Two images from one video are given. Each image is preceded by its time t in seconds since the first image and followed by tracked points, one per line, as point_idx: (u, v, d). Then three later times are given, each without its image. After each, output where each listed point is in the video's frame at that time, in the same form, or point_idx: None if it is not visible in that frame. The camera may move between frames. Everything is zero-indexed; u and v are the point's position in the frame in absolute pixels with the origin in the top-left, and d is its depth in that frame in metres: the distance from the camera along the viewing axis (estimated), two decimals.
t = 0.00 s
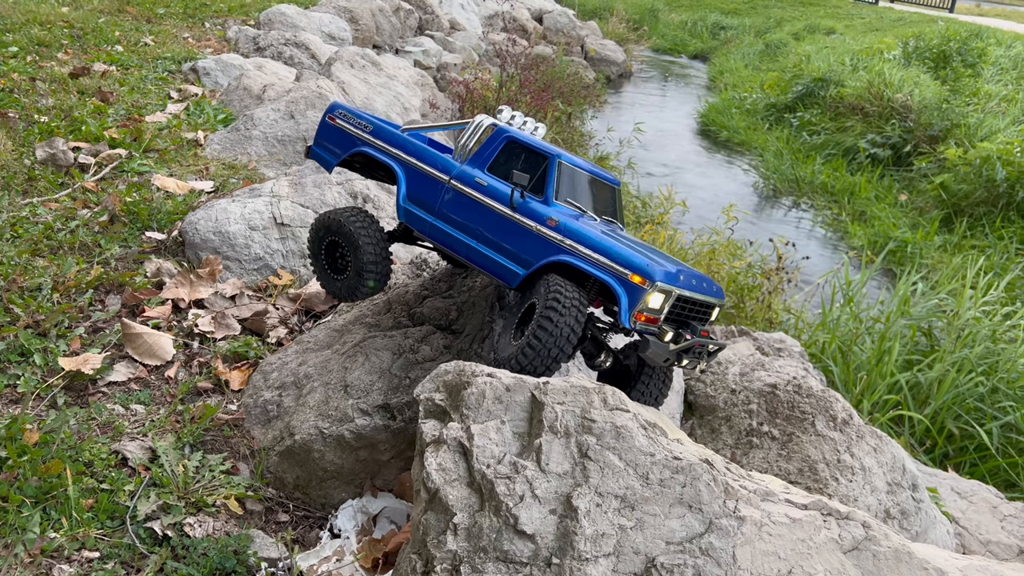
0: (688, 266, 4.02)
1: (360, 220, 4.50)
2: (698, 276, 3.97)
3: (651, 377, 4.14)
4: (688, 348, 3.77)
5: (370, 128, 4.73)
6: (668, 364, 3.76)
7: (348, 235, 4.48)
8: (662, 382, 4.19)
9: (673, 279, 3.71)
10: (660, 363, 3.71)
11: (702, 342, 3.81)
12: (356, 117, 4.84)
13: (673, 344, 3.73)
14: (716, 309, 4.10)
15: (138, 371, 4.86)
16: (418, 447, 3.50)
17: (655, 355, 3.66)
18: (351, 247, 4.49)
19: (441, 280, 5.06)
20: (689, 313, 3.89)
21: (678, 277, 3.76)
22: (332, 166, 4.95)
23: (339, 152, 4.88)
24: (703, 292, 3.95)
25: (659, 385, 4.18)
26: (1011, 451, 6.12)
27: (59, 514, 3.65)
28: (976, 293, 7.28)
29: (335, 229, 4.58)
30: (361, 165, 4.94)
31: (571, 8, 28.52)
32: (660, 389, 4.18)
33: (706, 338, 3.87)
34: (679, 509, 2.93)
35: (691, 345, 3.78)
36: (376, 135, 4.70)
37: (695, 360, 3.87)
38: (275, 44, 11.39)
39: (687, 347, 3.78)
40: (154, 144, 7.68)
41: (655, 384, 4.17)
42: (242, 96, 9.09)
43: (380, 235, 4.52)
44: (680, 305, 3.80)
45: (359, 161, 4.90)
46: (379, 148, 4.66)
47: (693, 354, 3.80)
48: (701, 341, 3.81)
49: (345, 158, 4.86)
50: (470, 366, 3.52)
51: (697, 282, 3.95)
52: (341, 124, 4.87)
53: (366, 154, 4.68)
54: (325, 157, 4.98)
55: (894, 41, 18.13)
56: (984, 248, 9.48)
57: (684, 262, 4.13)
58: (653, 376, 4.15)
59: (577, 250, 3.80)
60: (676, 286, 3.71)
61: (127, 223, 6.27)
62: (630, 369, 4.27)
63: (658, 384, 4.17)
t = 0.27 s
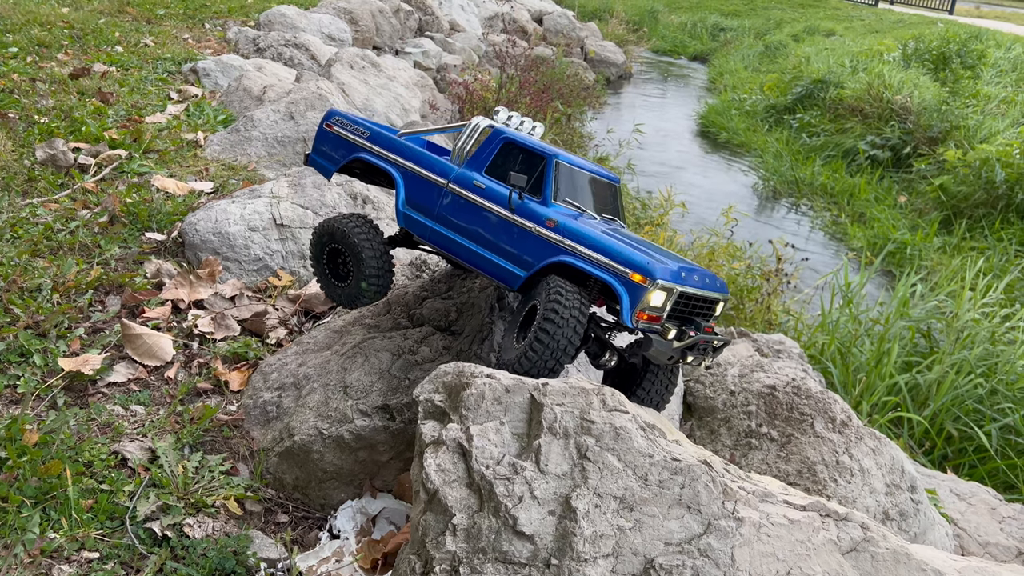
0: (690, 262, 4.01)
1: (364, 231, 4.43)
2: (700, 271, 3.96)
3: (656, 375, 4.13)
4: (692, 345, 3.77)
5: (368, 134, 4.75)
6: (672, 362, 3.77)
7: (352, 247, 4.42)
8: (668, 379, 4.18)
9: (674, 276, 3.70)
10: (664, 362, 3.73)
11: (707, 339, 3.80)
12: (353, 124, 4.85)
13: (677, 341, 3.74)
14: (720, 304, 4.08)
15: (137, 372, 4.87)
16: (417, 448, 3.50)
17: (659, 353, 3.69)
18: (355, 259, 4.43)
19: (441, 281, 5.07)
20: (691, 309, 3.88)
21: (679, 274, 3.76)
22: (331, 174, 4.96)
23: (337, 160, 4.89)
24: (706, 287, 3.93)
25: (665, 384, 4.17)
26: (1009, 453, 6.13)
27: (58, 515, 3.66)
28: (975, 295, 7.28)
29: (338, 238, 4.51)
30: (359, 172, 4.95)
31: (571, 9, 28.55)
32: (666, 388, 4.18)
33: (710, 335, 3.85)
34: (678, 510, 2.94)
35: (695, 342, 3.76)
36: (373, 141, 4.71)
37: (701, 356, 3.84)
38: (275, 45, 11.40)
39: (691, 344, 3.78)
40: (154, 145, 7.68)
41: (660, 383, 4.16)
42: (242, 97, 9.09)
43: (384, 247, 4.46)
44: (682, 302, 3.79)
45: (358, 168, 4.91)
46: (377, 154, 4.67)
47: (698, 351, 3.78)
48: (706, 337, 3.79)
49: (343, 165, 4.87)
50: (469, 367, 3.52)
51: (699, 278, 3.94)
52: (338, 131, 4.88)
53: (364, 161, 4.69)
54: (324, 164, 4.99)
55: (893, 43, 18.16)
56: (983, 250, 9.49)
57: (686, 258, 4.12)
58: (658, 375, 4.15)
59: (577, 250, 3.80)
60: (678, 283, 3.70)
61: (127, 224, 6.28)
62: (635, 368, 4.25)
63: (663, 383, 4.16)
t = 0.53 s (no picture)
0: (694, 257, 3.99)
1: (370, 245, 4.39)
2: (705, 266, 3.93)
3: (663, 378, 4.11)
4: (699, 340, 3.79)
5: (366, 141, 4.74)
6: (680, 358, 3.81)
7: (358, 261, 4.38)
8: (677, 378, 4.15)
9: (678, 272, 3.68)
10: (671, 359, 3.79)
11: (714, 334, 3.84)
12: (351, 132, 4.85)
13: (683, 338, 3.74)
14: (727, 298, 4.06)
15: (138, 373, 4.86)
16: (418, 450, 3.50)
17: (666, 351, 3.72)
18: (360, 272, 4.40)
19: (442, 283, 5.08)
20: (697, 304, 3.86)
21: (683, 270, 3.73)
22: (331, 183, 4.97)
23: (336, 169, 4.90)
24: (711, 282, 3.91)
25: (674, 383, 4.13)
26: (1010, 455, 6.13)
27: (60, 516, 3.66)
28: (975, 296, 7.28)
29: (343, 250, 4.47)
30: (359, 180, 4.95)
31: (571, 10, 28.56)
32: (675, 387, 4.14)
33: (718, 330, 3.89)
34: (680, 513, 2.94)
35: (703, 338, 3.79)
36: (372, 148, 4.71)
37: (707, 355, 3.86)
38: (276, 46, 11.40)
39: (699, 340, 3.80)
40: (155, 146, 7.69)
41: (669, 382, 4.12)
42: (243, 98, 9.10)
43: (389, 260, 4.43)
44: (687, 298, 3.77)
45: (357, 176, 4.91)
46: (376, 161, 4.67)
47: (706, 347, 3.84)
48: (712, 332, 3.83)
49: (343, 173, 4.88)
50: (471, 369, 3.52)
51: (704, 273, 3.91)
52: (336, 139, 4.89)
53: (363, 169, 4.69)
54: (323, 173, 4.99)
55: (893, 45, 18.15)
56: (983, 251, 9.49)
57: (690, 253, 4.10)
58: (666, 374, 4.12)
59: (579, 251, 3.79)
60: (681, 279, 3.68)
61: (128, 226, 6.28)
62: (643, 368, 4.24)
63: (672, 382, 4.12)
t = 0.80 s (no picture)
0: (700, 254, 3.97)
1: (377, 254, 4.35)
2: (710, 263, 3.92)
3: (671, 380, 4.04)
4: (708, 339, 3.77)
5: (368, 146, 4.74)
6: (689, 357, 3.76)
7: (364, 271, 4.35)
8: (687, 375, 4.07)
9: (684, 270, 3.66)
10: (680, 358, 3.74)
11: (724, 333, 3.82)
12: (352, 137, 4.85)
13: (692, 337, 3.70)
14: (734, 294, 4.04)
15: (140, 374, 4.86)
16: (421, 451, 3.50)
17: (675, 351, 3.68)
18: (366, 281, 4.37)
19: (444, 284, 5.09)
20: (704, 301, 3.85)
21: (690, 268, 3.72)
22: (333, 188, 4.97)
23: (338, 175, 4.90)
24: (717, 279, 3.90)
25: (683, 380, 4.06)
26: (1012, 457, 6.12)
27: (62, 518, 3.66)
28: (977, 298, 7.28)
29: (350, 257, 4.43)
30: (362, 185, 4.95)
31: (572, 11, 28.56)
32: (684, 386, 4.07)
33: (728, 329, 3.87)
34: (683, 515, 2.94)
35: (712, 336, 3.75)
36: (373, 153, 4.71)
37: (717, 351, 3.86)
38: (277, 47, 11.40)
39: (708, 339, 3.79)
40: (157, 147, 7.69)
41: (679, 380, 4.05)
42: (244, 99, 9.10)
43: (396, 270, 4.41)
44: (694, 296, 3.76)
45: (359, 181, 4.92)
46: (378, 166, 4.67)
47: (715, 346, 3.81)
48: (722, 331, 3.80)
49: (345, 179, 4.88)
50: (473, 371, 3.52)
51: (710, 269, 3.90)
52: (338, 145, 4.89)
53: (365, 174, 4.70)
54: (325, 179, 4.99)
55: (895, 46, 18.12)
56: (985, 253, 9.47)
57: (696, 250, 4.08)
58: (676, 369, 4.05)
59: (584, 251, 3.78)
60: (688, 277, 3.66)
61: (130, 227, 6.28)
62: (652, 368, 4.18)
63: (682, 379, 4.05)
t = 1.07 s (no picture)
0: (707, 252, 3.95)
1: (385, 262, 4.33)
2: (718, 259, 3.89)
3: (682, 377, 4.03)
4: (717, 336, 3.74)
5: (372, 149, 4.76)
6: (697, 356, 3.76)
7: (372, 278, 4.34)
8: (696, 371, 4.06)
9: (691, 267, 3.64)
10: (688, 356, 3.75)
11: (732, 329, 3.77)
12: (357, 139, 4.86)
13: (699, 335, 3.71)
14: (743, 291, 4.01)
15: (144, 374, 4.87)
16: (425, 451, 3.51)
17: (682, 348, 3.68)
18: (374, 288, 4.36)
19: (447, 285, 5.10)
20: (712, 299, 3.82)
21: (697, 265, 3.70)
22: (339, 191, 4.98)
23: (344, 178, 4.91)
24: (726, 276, 3.88)
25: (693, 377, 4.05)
26: (1015, 458, 6.12)
27: (67, 517, 3.67)
28: (979, 299, 7.28)
29: (359, 262, 4.41)
30: (368, 187, 4.97)
31: (574, 12, 28.58)
32: (693, 383, 4.06)
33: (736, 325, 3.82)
34: (686, 516, 2.94)
35: (720, 334, 3.73)
36: (378, 154, 4.72)
37: (727, 348, 3.83)
38: (279, 48, 11.41)
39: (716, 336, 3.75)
40: (160, 147, 7.71)
41: (688, 376, 4.04)
42: (247, 99, 9.11)
43: (404, 278, 4.39)
44: (701, 293, 3.74)
45: (365, 183, 4.93)
46: (383, 168, 4.68)
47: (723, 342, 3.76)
48: (730, 328, 3.76)
49: (350, 182, 4.89)
50: (478, 372, 3.53)
51: (718, 267, 3.87)
52: (343, 148, 4.90)
53: (371, 176, 4.70)
54: (331, 182, 5.01)
55: (896, 47, 18.11)
56: (987, 254, 9.46)
57: (703, 247, 4.06)
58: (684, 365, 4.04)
59: (590, 250, 3.77)
60: (695, 274, 3.64)
61: (134, 227, 6.30)
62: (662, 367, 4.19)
63: (690, 376, 4.04)
